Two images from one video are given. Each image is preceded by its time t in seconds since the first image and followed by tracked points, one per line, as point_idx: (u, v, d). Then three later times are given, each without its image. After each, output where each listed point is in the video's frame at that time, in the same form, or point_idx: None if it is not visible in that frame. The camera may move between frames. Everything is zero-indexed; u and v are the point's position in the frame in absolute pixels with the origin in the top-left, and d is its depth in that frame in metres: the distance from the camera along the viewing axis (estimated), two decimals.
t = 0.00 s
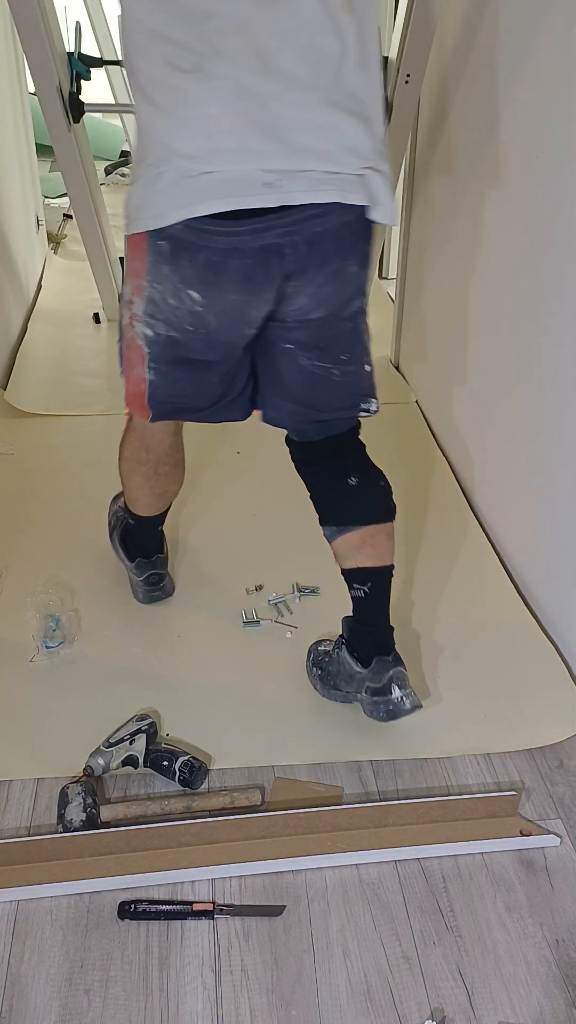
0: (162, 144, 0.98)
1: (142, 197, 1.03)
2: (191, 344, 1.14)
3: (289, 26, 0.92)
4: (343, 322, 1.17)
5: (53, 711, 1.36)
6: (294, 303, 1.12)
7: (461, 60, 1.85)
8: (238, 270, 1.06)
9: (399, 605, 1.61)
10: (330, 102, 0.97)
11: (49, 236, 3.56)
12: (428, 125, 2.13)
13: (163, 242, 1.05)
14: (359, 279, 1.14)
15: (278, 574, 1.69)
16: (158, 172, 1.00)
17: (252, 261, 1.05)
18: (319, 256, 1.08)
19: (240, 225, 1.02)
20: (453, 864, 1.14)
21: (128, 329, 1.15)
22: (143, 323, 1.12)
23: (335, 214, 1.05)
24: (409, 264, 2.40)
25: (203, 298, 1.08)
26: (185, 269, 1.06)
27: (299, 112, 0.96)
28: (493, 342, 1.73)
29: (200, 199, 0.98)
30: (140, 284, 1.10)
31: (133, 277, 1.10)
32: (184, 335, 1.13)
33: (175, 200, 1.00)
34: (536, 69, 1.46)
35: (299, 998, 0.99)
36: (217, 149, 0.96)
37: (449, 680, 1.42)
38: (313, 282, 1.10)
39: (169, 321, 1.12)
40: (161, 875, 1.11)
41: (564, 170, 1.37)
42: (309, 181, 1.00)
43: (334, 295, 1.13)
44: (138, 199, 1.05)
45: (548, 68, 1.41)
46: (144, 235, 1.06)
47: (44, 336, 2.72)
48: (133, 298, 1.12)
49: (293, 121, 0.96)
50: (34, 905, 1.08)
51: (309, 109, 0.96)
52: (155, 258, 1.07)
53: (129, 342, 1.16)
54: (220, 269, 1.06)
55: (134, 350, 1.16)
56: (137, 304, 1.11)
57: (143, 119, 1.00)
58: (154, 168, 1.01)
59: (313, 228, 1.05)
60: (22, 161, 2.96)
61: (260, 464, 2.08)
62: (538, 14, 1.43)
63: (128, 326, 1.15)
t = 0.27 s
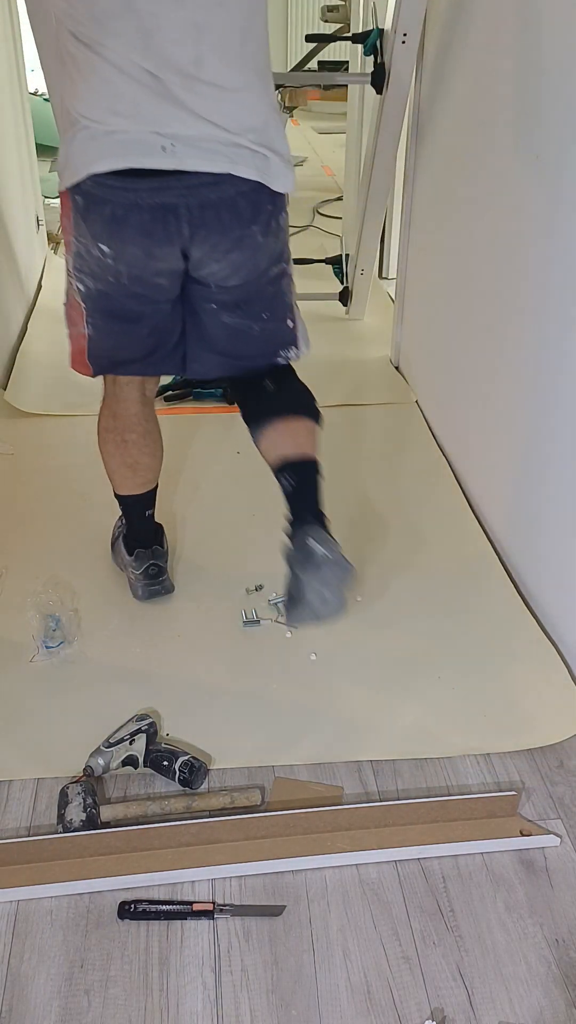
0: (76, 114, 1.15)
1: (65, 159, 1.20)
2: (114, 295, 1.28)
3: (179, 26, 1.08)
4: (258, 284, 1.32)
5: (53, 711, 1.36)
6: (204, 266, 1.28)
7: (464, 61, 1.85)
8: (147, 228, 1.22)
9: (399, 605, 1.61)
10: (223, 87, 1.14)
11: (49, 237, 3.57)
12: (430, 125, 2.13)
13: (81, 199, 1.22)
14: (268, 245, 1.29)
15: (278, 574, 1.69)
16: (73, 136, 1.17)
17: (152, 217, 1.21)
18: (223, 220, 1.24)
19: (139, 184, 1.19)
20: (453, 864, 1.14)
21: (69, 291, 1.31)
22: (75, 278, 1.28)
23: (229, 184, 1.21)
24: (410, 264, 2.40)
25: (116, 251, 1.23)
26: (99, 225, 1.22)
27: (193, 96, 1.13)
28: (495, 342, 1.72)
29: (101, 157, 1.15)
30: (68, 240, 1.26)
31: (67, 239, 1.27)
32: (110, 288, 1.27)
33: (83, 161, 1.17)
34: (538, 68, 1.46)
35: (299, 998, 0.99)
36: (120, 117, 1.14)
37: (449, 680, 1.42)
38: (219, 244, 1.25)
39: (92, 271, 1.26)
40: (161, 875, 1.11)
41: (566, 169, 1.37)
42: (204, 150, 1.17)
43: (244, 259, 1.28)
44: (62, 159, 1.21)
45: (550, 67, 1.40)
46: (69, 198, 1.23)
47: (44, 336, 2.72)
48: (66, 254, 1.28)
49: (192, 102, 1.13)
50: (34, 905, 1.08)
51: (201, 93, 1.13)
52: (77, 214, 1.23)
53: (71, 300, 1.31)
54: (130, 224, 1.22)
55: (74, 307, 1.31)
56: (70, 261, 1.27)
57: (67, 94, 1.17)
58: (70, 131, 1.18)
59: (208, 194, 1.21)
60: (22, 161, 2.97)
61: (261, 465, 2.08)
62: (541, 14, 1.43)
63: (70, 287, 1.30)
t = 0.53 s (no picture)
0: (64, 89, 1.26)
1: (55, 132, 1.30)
2: (97, 258, 1.37)
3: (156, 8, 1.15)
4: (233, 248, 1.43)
5: (53, 711, 1.36)
6: (176, 229, 1.36)
7: (463, 60, 1.85)
8: (119, 191, 1.30)
9: (399, 605, 1.61)
10: (198, 62, 1.22)
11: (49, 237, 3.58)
12: (429, 125, 2.12)
13: (68, 168, 1.31)
14: (236, 211, 1.38)
15: (278, 574, 1.69)
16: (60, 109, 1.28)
17: (121, 182, 1.29)
18: (190, 186, 1.32)
19: (110, 148, 1.26)
20: (453, 864, 1.15)
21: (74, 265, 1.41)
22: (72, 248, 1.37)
23: (193, 151, 1.29)
24: (410, 264, 2.40)
25: (94, 214, 1.32)
26: (80, 189, 1.31)
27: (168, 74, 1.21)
28: (495, 341, 1.72)
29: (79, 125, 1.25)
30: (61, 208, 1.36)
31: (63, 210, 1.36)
32: (96, 251, 1.36)
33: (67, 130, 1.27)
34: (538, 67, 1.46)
35: (299, 998, 0.99)
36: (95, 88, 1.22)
37: (449, 681, 1.42)
38: (185, 210, 1.34)
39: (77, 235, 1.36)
40: (161, 875, 1.11)
41: (565, 167, 1.37)
42: (173, 120, 1.25)
43: (213, 223, 1.37)
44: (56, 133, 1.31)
45: (551, 65, 1.40)
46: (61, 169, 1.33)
47: (44, 336, 2.72)
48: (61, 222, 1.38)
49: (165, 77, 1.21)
50: (34, 905, 1.08)
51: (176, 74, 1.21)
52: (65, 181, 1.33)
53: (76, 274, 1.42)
54: (104, 186, 1.29)
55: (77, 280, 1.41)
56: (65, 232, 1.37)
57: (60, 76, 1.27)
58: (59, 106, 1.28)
59: (172, 160, 1.29)
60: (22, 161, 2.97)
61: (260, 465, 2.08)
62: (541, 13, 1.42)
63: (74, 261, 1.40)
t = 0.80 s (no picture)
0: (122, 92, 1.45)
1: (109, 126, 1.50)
2: (139, 243, 1.59)
3: (212, 20, 1.35)
4: (257, 234, 1.60)
5: (53, 711, 1.36)
6: (209, 213, 1.55)
7: (461, 59, 1.85)
8: (164, 182, 1.50)
9: (399, 605, 1.61)
10: (244, 71, 1.41)
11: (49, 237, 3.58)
12: (428, 124, 2.12)
13: (116, 160, 1.51)
14: (263, 200, 1.56)
15: (278, 574, 1.69)
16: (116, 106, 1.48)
17: (169, 175, 1.49)
18: (226, 177, 1.51)
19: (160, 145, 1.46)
20: (453, 864, 1.15)
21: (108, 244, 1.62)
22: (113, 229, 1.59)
23: (233, 147, 1.47)
24: (409, 263, 2.40)
25: (138, 201, 1.52)
26: (128, 180, 1.52)
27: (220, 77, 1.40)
28: (494, 341, 1.72)
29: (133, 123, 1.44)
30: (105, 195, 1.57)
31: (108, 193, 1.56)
32: (138, 231, 1.57)
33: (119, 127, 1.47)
34: (537, 66, 1.46)
35: (299, 998, 0.99)
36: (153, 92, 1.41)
37: (449, 681, 1.42)
38: (222, 198, 1.53)
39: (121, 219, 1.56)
40: (161, 875, 1.11)
41: (564, 166, 1.37)
42: (219, 117, 1.43)
43: (243, 210, 1.55)
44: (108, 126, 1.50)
45: (549, 64, 1.40)
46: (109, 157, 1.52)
47: (44, 336, 2.72)
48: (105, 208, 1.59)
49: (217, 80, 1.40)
50: (35, 905, 1.08)
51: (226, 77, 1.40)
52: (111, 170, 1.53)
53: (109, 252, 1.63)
54: (148, 177, 1.50)
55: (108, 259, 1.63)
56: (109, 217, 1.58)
57: (118, 75, 1.46)
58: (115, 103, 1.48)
59: (214, 154, 1.47)
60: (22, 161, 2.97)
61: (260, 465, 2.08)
62: (539, 12, 1.42)
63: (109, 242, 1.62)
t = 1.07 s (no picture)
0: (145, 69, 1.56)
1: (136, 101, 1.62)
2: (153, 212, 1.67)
3: (232, 2, 1.44)
4: (260, 216, 1.60)
5: (53, 710, 1.36)
6: (214, 188, 1.58)
7: (462, 59, 1.84)
8: (172, 152, 1.56)
9: (399, 605, 1.61)
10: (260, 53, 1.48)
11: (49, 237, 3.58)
12: (428, 124, 2.12)
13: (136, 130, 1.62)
14: (266, 180, 1.57)
15: (278, 573, 1.69)
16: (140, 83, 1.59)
17: (178, 146, 1.55)
18: (231, 153, 1.54)
19: (172, 118, 1.54)
20: (453, 864, 1.15)
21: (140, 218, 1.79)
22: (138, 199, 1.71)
23: (240, 121, 1.51)
24: (409, 263, 2.40)
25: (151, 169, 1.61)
26: (144, 149, 1.61)
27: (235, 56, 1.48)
28: (495, 340, 1.72)
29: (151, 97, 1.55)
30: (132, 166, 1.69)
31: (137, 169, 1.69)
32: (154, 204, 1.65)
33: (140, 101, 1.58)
34: (537, 66, 1.46)
35: (299, 998, 0.99)
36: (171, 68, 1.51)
37: (449, 681, 1.42)
38: (224, 172, 1.56)
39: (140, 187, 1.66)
40: (161, 875, 1.11)
41: (564, 166, 1.37)
42: (228, 95, 1.49)
43: (246, 189, 1.57)
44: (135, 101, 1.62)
45: (550, 64, 1.40)
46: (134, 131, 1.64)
47: (43, 336, 2.72)
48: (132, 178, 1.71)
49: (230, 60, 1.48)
50: (35, 905, 1.08)
51: (239, 55, 1.47)
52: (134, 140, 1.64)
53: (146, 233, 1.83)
54: (159, 147, 1.57)
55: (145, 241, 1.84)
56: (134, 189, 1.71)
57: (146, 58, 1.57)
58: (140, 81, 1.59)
59: (222, 129, 1.52)
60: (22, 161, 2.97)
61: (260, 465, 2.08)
62: (540, 12, 1.42)
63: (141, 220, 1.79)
